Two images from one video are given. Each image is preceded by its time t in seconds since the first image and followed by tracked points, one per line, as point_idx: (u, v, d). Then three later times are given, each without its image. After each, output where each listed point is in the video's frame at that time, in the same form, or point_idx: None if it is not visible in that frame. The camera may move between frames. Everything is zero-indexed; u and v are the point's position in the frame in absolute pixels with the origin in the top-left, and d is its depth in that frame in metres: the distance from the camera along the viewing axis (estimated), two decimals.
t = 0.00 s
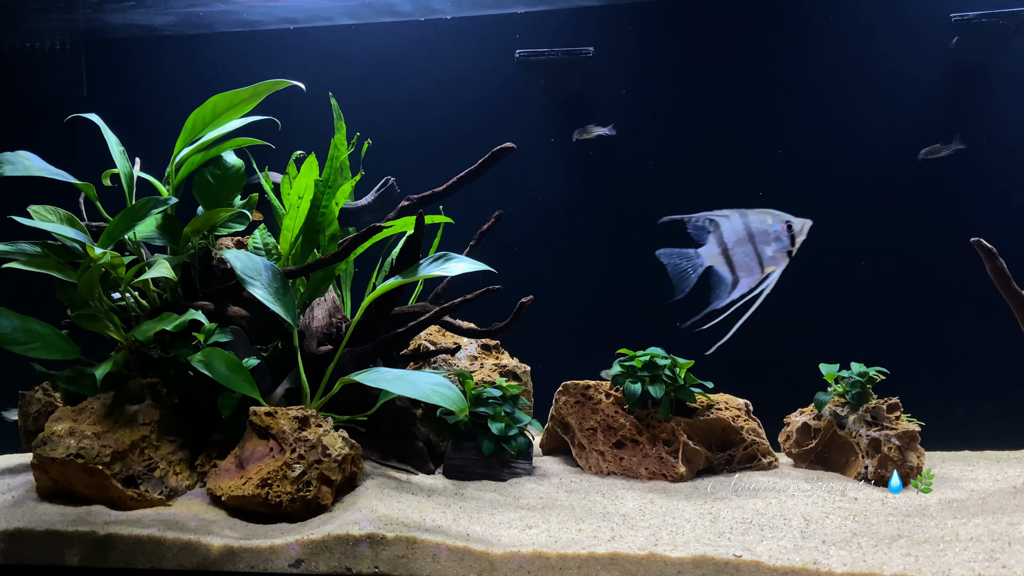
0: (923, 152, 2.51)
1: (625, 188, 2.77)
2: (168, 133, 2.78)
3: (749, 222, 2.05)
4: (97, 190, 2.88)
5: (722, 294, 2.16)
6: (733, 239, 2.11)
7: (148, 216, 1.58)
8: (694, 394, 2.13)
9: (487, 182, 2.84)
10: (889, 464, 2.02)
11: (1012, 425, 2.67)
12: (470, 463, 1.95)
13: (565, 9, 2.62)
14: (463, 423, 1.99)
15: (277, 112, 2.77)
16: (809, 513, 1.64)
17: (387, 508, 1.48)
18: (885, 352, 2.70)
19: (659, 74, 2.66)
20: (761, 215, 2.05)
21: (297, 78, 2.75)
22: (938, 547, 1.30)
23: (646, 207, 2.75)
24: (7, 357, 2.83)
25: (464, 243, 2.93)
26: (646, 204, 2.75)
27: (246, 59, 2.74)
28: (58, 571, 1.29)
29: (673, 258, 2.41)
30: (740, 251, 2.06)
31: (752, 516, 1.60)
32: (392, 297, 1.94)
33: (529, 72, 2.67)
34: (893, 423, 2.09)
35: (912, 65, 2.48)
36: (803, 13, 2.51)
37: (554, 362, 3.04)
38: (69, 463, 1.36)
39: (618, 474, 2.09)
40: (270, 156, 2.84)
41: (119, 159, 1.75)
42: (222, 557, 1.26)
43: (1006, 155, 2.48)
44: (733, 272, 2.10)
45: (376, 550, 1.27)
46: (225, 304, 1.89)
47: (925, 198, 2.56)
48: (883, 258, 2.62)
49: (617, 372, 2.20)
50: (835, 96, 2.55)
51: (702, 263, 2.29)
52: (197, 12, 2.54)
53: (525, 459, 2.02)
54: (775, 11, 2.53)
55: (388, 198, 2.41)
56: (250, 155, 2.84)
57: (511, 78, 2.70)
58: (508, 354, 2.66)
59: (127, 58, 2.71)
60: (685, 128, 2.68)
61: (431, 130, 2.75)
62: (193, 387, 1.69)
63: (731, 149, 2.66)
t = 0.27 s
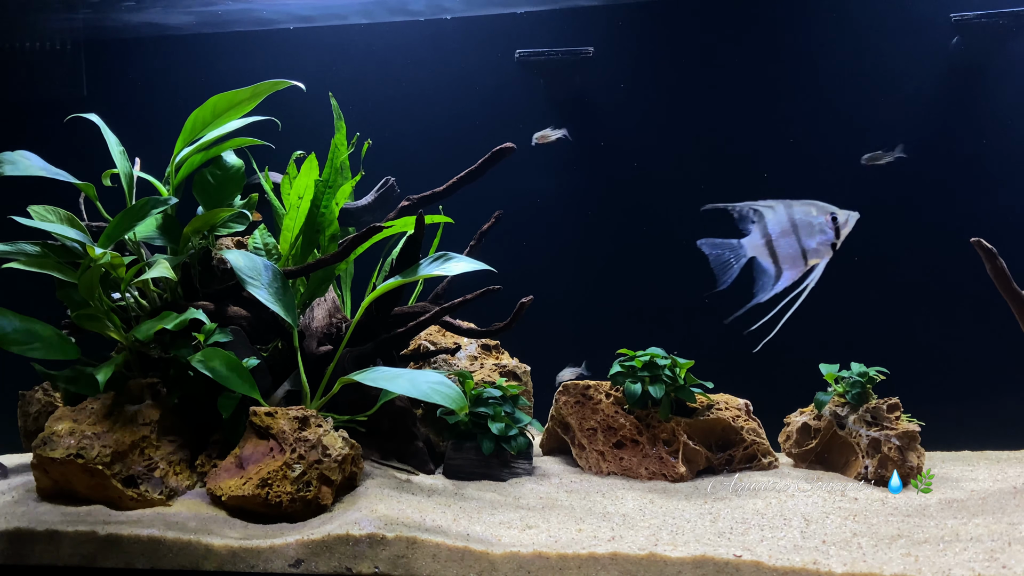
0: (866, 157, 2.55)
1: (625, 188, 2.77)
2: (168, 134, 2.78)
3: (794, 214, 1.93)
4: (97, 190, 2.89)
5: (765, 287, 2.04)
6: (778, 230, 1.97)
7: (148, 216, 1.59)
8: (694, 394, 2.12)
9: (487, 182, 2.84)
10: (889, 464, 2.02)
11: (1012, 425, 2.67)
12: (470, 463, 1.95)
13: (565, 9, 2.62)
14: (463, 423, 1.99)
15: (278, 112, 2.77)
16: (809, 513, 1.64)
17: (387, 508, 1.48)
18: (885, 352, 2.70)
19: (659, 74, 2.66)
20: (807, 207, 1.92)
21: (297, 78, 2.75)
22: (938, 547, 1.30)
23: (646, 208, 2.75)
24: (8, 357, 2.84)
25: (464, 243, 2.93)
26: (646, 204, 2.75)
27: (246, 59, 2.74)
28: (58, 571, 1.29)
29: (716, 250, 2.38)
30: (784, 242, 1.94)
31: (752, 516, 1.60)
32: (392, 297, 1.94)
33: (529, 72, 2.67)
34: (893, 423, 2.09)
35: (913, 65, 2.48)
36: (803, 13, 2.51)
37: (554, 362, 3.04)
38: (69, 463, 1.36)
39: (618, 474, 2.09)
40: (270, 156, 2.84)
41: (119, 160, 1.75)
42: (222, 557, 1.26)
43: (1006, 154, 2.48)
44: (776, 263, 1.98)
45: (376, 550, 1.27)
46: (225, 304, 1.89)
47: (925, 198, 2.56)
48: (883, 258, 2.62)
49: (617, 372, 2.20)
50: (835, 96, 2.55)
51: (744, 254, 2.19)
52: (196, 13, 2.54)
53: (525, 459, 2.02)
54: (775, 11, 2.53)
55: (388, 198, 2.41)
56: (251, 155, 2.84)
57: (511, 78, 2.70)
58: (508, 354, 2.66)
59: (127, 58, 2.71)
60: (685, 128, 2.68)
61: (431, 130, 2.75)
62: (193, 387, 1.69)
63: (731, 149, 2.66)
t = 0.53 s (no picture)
0: (811, 152, 2.58)
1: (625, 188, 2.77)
2: (168, 134, 2.78)
3: (825, 213, 2.13)
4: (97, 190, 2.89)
5: (798, 288, 2.26)
6: (810, 232, 2.17)
7: (148, 216, 1.59)
8: (694, 394, 2.13)
9: (487, 182, 2.84)
10: (889, 464, 2.02)
11: (1011, 425, 2.67)
12: (470, 463, 1.95)
13: (565, 9, 2.62)
14: (463, 423, 1.99)
15: (278, 112, 2.77)
16: (809, 513, 1.64)
17: (387, 508, 1.48)
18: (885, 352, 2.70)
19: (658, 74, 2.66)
20: (839, 208, 2.11)
21: (297, 78, 2.75)
22: (938, 547, 1.30)
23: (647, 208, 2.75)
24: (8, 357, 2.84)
25: (464, 243, 2.93)
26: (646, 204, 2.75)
27: (246, 59, 2.74)
28: (58, 571, 1.29)
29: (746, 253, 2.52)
30: (815, 244, 2.15)
31: (752, 516, 1.61)
32: (392, 297, 1.94)
33: (529, 72, 2.67)
34: (893, 423, 2.09)
35: (913, 65, 2.48)
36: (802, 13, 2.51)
37: (553, 362, 3.04)
38: (69, 463, 1.36)
39: (618, 474, 2.09)
40: (270, 156, 2.84)
41: (119, 160, 1.75)
42: (222, 557, 1.26)
43: (1006, 154, 2.48)
44: (808, 264, 2.19)
45: (376, 550, 1.27)
46: (225, 304, 1.89)
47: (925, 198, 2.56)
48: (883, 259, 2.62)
49: (617, 372, 2.20)
50: (834, 96, 2.55)
51: (776, 255, 2.36)
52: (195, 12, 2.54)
53: (525, 459, 2.02)
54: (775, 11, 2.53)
55: (388, 198, 2.41)
56: (250, 155, 2.84)
57: (511, 78, 2.71)
58: (508, 354, 2.66)
59: (127, 58, 2.71)
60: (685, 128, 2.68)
61: (431, 130, 2.75)
62: (193, 387, 1.69)
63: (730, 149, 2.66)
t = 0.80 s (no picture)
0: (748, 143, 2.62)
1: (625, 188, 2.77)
2: (168, 133, 2.78)
3: (861, 215, 2.05)
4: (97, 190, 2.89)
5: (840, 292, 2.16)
6: (848, 234, 2.08)
7: (148, 216, 1.58)
8: (694, 394, 2.13)
9: (487, 182, 2.84)
10: (889, 464, 2.02)
11: (1011, 425, 2.67)
12: (470, 463, 1.95)
13: (564, 9, 2.62)
14: (463, 423, 1.99)
15: (278, 112, 2.77)
16: (809, 513, 1.64)
17: (387, 508, 1.48)
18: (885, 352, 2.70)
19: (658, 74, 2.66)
20: (874, 209, 2.03)
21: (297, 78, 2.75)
22: (939, 547, 1.30)
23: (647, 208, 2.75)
24: (8, 357, 2.84)
25: (464, 243, 2.93)
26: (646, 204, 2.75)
27: (246, 59, 2.74)
28: (58, 571, 1.29)
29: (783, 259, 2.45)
30: (854, 245, 2.06)
31: (753, 516, 1.60)
32: (392, 297, 1.94)
33: (529, 72, 2.67)
34: (893, 423, 2.09)
35: (912, 65, 2.48)
36: (801, 14, 2.52)
37: (553, 362, 3.04)
38: (69, 463, 1.36)
39: (618, 474, 2.09)
40: (270, 156, 2.84)
41: (119, 160, 1.74)
42: (222, 557, 1.26)
43: (1006, 154, 2.48)
44: (847, 266, 2.09)
45: (376, 550, 1.26)
46: (225, 304, 1.89)
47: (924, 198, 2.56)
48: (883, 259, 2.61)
49: (617, 372, 2.20)
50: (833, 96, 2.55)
51: (814, 259, 2.29)
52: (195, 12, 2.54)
53: (525, 459, 2.02)
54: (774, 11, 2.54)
55: (388, 198, 2.41)
56: (251, 155, 2.84)
57: (511, 79, 2.71)
58: (508, 354, 2.66)
59: (127, 58, 2.71)
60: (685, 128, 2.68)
61: (431, 130, 2.75)
62: (193, 387, 1.69)
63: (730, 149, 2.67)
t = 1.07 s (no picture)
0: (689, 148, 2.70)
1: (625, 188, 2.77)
2: (168, 134, 2.78)
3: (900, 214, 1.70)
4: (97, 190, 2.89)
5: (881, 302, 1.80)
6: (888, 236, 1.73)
7: (148, 216, 1.58)
8: (694, 394, 2.12)
9: (487, 183, 2.84)
10: (888, 464, 2.02)
11: (1011, 425, 2.67)
12: (470, 463, 1.95)
13: (564, 9, 2.62)
14: (463, 423, 1.99)
15: (278, 112, 2.77)
16: (809, 513, 1.64)
17: (387, 507, 1.48)
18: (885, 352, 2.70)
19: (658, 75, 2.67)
20: (914, 206, 1.68)
21: (297, 78, 2.75)
22: (939, 547, 1.30)
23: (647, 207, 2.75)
24: (8, 357, 2.84)
25: (464, 243, 2.93)
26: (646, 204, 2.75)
27: (246, 59, 2.74)
28: (58, 571, 1.29)
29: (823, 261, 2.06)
30: (894, 246, 1.71)
31: (752, 516, 1.60)
32: (392, 297, 1.94)
33: (529, 72, 2.67)
34: (893, 423, 2.09)
35: (912, 65, 2.48)
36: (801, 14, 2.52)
37: (554, 361, 3.04)
38: (69, 463, 1.36)
39: (618, 474, 2.09)
40: (270, 156, 2.84)
41: (119, 160, 1.74)
42: (222, 557, 1.26)
43: (1006, 154, 2.48)
44: (889, 269, 1.74)
45: (376, 550, 1.27)
46: (225, 304, 1.90)
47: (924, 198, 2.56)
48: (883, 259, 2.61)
49: (617, 372, 2.20)
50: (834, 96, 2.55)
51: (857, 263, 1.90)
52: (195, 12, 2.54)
53: (525, 459, 2.02)
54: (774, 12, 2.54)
55: (388, 198, 2.41)
56: (251, 155, 2.84)
57: (511, 79, 2.71)
58: (508, 354, 2.66)
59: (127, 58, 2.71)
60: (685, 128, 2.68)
61: (431, 130, 2.75)
62: (193, 387, 1.69)
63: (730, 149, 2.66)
